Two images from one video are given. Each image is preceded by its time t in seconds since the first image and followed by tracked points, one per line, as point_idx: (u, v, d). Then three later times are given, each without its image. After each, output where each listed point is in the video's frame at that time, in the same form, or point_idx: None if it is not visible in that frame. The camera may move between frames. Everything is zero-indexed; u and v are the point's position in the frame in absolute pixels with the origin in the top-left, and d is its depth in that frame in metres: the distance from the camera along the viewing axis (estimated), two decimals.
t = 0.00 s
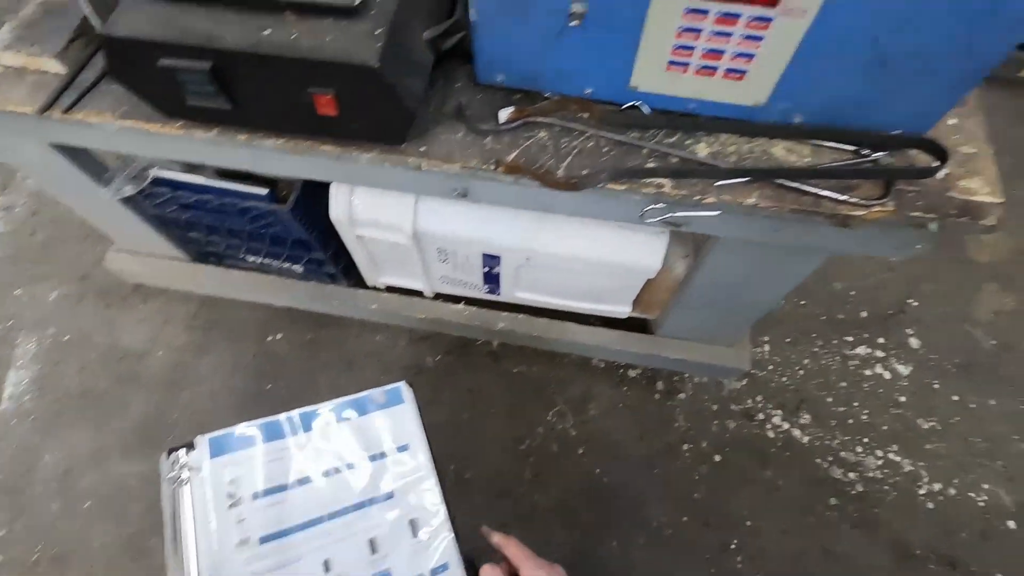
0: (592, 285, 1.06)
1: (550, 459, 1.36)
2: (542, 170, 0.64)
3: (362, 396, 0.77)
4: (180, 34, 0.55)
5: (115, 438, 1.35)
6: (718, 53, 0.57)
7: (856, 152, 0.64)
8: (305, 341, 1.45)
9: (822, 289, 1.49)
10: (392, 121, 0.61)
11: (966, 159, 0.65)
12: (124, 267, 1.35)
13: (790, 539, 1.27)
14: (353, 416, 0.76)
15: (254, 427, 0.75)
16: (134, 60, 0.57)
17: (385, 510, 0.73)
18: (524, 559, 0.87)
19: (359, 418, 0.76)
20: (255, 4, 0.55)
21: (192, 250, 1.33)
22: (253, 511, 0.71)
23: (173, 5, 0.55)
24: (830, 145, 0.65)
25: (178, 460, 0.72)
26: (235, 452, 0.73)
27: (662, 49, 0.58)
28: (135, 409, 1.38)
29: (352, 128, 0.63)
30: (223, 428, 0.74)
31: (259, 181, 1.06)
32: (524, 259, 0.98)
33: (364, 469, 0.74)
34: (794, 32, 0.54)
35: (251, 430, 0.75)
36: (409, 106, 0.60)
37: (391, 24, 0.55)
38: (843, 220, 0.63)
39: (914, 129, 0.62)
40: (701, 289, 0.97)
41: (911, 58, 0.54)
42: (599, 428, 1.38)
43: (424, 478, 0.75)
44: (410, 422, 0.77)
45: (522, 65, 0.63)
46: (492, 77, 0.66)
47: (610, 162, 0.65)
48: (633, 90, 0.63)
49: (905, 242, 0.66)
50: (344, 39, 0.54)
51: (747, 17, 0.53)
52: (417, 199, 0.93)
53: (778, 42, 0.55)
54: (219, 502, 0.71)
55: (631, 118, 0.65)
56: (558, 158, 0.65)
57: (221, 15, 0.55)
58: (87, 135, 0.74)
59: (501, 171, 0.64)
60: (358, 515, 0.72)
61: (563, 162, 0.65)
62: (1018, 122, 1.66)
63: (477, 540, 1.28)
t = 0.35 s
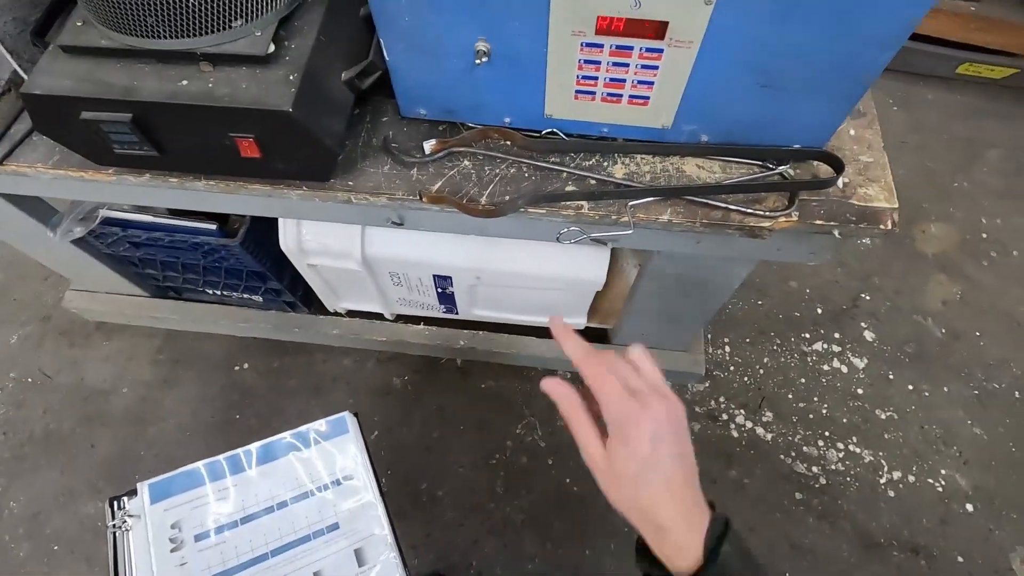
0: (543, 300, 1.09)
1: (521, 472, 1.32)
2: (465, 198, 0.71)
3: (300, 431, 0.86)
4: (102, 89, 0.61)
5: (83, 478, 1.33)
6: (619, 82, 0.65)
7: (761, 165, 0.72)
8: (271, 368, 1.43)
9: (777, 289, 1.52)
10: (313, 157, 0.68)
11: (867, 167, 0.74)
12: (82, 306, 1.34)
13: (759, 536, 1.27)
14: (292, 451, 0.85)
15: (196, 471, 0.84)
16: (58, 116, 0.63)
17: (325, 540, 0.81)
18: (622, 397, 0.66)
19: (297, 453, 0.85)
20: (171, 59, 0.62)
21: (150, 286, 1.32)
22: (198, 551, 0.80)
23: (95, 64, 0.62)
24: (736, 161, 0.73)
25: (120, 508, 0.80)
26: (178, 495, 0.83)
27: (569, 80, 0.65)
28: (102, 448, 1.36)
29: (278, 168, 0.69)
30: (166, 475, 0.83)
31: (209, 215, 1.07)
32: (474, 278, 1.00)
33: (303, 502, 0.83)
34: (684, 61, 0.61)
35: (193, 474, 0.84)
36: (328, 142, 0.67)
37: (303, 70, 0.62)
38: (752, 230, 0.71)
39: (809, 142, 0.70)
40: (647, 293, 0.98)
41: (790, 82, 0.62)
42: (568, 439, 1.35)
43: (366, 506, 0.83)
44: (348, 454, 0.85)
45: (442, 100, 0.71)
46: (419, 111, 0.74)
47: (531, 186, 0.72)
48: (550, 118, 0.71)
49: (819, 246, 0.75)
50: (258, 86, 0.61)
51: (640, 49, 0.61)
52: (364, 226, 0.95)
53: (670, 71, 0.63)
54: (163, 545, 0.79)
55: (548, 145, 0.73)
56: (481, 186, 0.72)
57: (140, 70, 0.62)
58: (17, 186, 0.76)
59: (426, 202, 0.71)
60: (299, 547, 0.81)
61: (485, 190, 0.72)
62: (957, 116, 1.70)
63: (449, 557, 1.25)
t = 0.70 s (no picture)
0: (532, 300, 1.11)
1: (518, 471, 1.33)
2: (449, 202, 0.73)
3: (300, 438, 0.87)
4: (89, 110, 0.62)
5: (79, 501, 1.32)
6: (592, 82, 0.67)
7: (733, 157, 0.75)
8: (265, 382, 1.43)
9: (761, 279, 1.54)
10: (299, 168, 0.69)
11: (833, 155, 0.77)
12: (71, 328, 1.34)
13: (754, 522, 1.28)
14: (293, 459, 0.87)
15: (197, 483, 0.85)
16: (46, 137, 0.64)
17: (329, 544, 0.83)
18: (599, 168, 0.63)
19: (297, 460, 0.86)
20: (156, 77, 0.64)
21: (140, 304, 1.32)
22: (204, 561, 0.81)
23: (81, 86, 0.63)
24: (708, 154, 0.75)
25: (123, 524, 0.80)
26: (181, 508, 0.83)
27: (544, 83, 0.68)
28: (97, 469, 1.35)
29: (265, 180, 0.71)
30: (167, 489, 0.84)
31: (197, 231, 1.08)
32: (463, 281, 1.02)
33: (306, 508, 0.84)
34: (651, 60, 0.64)
35: (194, 487, 0.85)
36: (313, 152, 0.68)
37: (286, 84, 0.64)
38: (727, 219, 0.74)
39: (777, 133, 0.73)
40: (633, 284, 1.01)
41: (753, 76, 0.65)
42: (562, 435, 1.37)
43: (368, 508, 0.84)
44: (348, 459, 0.87)
45: (421, 108, 0.73)
46: (399, 119, 0.75)
47: (513, 186, 0.74)
48: (527, 120, 0.73)
49: (793, 231, 0.78)
50: (243, 100, 0.63)
51: (609, 50, 0.63)
52: (351, 235, 0.96)
53: (639, 70, 0.65)
54: (169, 557, 0.80)
55: (528, 146, 0.75)
56: (464, 189, 0.74)
57: (126, 90, 0.63)
58: (9, 208, 0.78)
59: (411, 206, 0.73)
60: (304, 552, 0.82)
61: (469, 192, 0.74)
62: (924, 103, 1.75)
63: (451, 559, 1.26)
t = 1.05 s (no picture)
0: (528, 303, 1.10)
1: (517, 475, 1.33)
2: (445, 205, 0.73)
3: (293, 453, 0.86)
4: (75, 119, 0.61)
5: (70, 519, 1.29)
6: (586, 82, 0.67)
7: (728, 154, 0.75)
8: (259, 393, 1.41)
9: (754, 276, 1.54)
10: (291, 174, 0.68)
11: (827, 150, 0.77)
12: (58, 343, 1.31)
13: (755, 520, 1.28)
14: (287, 475, 0.85)
15: (188, 504, 0.83)
16: (31, 148, 0.63)
17: (327, 561, 0.82)
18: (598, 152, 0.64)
19: (291, 476, 0.85)
20: (143, 85, 0.63)
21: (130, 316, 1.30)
22: None
23: (66, 95, 0.62)
24: (703, 152, 0.75)
25: (114, 549, 0.79)
26: (173, 530, 0.82)
27: (538, 84, 0.67)
28: (89, 486, 1.32)
29: (257, 187, 0.70)
30: (158, 512, 0.82)
31: (186, 242, 1.07)
32: (458, 285, 1.01)
33: (302, 524, 0.83)
34: (646, 59, 0.63)
35: (187, 507, 0.83)
36: (306, 158, 0.67)
37: (276, 89, 0.63)
38: (725, 217, 0.74)
39: (771, 130, 0.73)
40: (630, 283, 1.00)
41: (748, 73, 0.65)
42: (561, 438, 1.36)
43: (366, 522, 0.83)
44: (343, 472, 0.85)
45: (413, 111, 0.72)
46: (392, 123, 0.75)
47: (508, 189, 0.74)
48: (521, 121, 0.73)
49: (788, 228, 0.78)
50: (232, 107, 0.62)
51: (603, 50, 0.63)
52: (344, 241, 0.95)
53: (634, 69, 0.65)
54: None
55: (522, 148, 0.75)
56: (459, 192, 0.74)
57: (113, 98, 0.62)
58: None
59: (406, 210, 0.72)
60: (302, 571, 0.81)
61: (464, 195, 0.73)
62: (910, 98, 1.76)
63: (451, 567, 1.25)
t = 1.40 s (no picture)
0: (517, 305, 1.09)
1: (505, 479, 1.32)
2: (431, 205, 0.72)
3: (277, 454, 0.85)
4: (52, 111, 0.59)
5: (50, 521, 1.27)
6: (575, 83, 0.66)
7: (717, 157, 0.75)
8: (245, 394, 1.40)
9: (744, 281, 1.54)
10: (275, 171, 0.67)
11: (816, 154, 0.77)
12: (40, 342, 1.29)
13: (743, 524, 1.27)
14: (270, 476, 0.84)
15: (168, 505, 0.82)
16: (7, 141, 0.61)
17: (309, 564, 0.80)
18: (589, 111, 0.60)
19: (275, 477, 0.84)
20: (123, 78, 0.62)
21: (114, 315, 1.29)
22: None
23: (44, 87, 0.61)
24: (693, 154, 0.75)
25: (91, 549, 0.77)
26: (152, 531, 0.81)
27: (526, 83, 0.66)
28: (69, 488, 1.30)
29: (239, 184, 0.69)
30: (138, 512, 0.81)
31: (171, 240, 1.06)
32: (446, 286, 1.00)
33: (284, 526, 0.82)
34: (635, 59, 0.63)
35: (167, 508, 0.82)
36: (289, 155, 0.66)
37: (260, 84, 0.62)
38: (713, 220, 0.74)
39: (761, 132, 0.73)
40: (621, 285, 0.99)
41: (737, 75, 0.64)
42: (550, 441, 1.35)
43: (349, 525, 0.82)
44: (327, 474, 0.84)
45: (401, 109, 0.72)
46: (379, 121, 0.74)
47: (496, 189, 0.73)
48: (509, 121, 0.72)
49: (777, 231, 0.78)
50: (214, 101, 0.61)
51: (592, 49, 0.63)
52: (331, 240, 0.94)
53: (623, 69, 0.64)
54: None
55: (510, 148, 0.74)
56: (446, 192, 0.73)
57: (91, 91, 0.61)
58: None
59: (392, 210, 0.71)
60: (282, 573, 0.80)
61: (451, 195, 0.73)
62: (900, 106, 1.77)
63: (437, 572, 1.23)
